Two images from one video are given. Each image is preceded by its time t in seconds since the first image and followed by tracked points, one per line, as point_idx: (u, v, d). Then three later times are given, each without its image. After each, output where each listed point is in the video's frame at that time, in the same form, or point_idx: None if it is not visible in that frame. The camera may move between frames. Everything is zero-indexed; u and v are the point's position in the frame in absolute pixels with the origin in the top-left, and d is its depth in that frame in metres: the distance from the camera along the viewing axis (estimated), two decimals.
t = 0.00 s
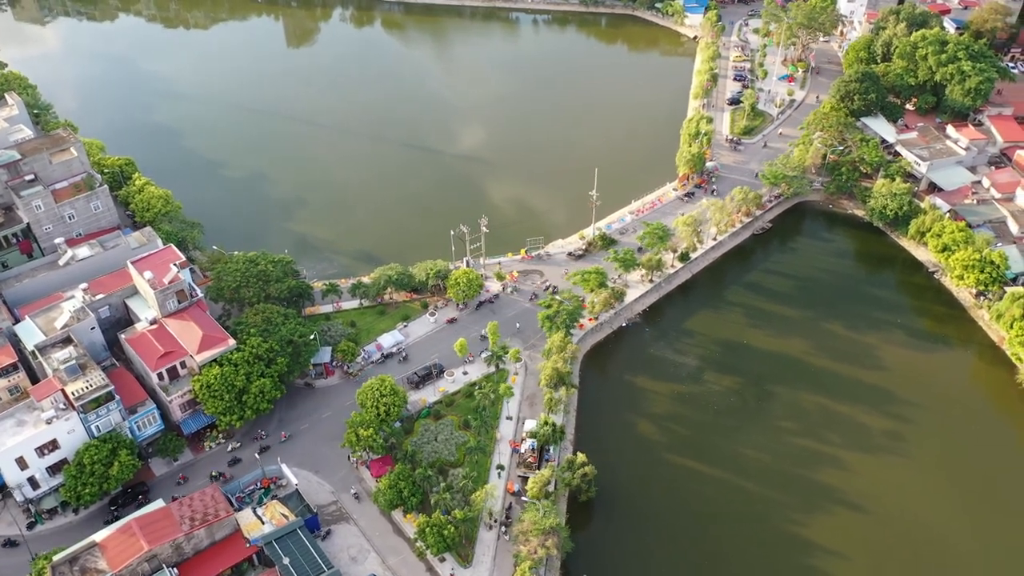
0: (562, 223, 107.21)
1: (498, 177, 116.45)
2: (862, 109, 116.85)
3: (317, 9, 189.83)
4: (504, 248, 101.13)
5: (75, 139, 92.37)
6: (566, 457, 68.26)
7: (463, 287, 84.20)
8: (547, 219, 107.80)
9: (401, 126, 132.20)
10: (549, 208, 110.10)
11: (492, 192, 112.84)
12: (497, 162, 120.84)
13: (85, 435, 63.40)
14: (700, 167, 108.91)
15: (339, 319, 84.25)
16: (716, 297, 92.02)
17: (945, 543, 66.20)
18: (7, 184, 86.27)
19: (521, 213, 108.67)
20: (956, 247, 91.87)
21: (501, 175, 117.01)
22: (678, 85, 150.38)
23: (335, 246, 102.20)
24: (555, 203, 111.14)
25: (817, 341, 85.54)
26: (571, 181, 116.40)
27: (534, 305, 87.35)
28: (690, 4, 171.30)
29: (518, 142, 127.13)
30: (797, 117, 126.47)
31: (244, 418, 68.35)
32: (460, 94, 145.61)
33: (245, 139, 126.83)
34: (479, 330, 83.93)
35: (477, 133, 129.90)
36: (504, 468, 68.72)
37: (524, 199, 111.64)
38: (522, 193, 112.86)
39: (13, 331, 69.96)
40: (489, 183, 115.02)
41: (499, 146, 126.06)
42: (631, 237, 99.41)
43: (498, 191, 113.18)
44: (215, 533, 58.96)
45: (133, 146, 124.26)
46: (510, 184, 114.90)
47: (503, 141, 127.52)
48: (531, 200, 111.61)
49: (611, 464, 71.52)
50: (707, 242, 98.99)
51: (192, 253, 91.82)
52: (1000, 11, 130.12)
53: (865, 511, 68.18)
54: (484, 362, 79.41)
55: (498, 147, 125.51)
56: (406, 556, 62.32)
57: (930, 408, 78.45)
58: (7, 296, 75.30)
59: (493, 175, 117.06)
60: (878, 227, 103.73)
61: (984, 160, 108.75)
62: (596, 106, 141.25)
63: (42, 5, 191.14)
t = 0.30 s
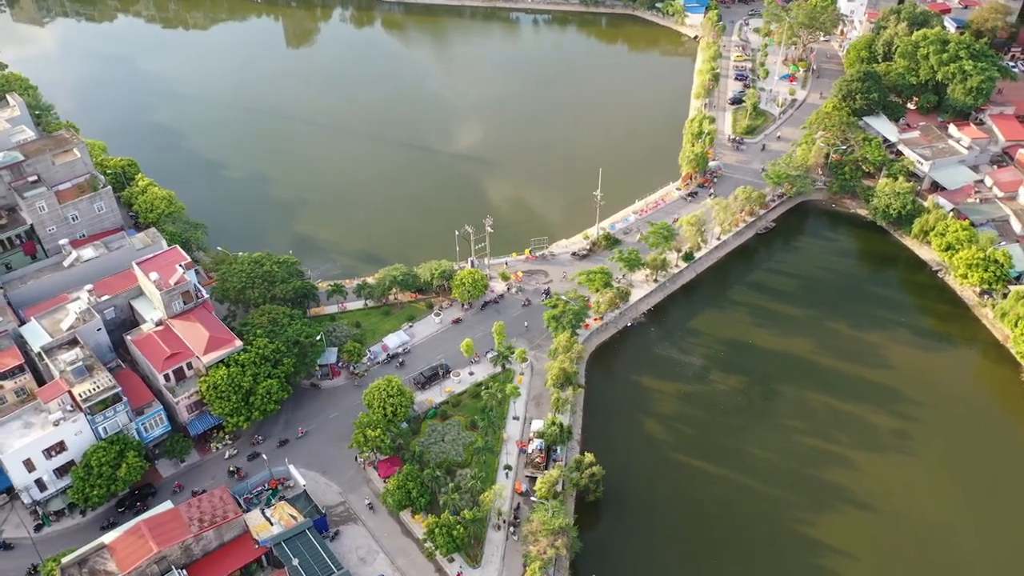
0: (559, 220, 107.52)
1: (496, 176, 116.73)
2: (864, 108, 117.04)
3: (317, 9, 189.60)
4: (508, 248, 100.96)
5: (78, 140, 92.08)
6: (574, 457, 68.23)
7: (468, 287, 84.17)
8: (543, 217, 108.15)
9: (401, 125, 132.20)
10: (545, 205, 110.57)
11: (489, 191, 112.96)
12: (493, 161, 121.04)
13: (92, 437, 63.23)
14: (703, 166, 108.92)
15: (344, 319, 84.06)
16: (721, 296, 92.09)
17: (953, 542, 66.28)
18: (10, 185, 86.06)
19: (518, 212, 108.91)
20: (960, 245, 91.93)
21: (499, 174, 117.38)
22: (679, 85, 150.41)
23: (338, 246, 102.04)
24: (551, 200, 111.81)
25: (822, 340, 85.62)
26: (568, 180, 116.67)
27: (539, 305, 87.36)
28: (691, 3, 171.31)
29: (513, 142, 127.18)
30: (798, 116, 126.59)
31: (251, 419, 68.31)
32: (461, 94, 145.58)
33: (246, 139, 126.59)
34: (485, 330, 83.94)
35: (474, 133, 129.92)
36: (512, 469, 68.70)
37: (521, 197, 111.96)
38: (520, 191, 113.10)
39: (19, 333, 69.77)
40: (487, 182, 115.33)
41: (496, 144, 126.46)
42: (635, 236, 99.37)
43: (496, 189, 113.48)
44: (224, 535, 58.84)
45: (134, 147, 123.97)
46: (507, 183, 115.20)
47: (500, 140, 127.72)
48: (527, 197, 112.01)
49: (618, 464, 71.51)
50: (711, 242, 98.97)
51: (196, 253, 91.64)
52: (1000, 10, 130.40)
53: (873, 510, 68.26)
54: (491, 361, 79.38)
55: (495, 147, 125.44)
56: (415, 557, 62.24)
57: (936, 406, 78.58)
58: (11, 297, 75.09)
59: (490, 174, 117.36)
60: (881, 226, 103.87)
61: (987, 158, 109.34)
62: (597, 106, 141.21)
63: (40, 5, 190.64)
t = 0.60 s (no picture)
0: (556, 219, 107.57)
1: (493, 175, 116.83)
2: (866, 107, 117.31)
3: (317, 10, 189.38)
4: (514, 248, 100.67)
5: (82, 141, 91.80)
6: (583, 457, 68.20)
7: (474, 287, 84.14)
8: (540, 215, 108.27)
9: (402, 125, 132.16)
10: (541, 204, 110.74)
11: (486, 191, 112.96)
12: (487, 161, 121.02)
13: (101, 439, 63.01)
14: (706, 166, 108.94)
15: (350, 320, 83.90)
16: (726, 296, 92.17)
17: (961, 538, 66.49)
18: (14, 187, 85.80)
19: (515, 211, 108.89)
20: (964, 244, 92.12)
21: (495, 172, 117.58)
22: (679, 85, 150.42)
23: (341, 246, 101.85)
24: (547, 199, 112.01)
25: (828, 339, 85.74)
26: (564, 179, 116.80)
27: (545, 305, 87.29)
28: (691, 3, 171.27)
29: (507, 142, 127.07)
30: (800, 115, 126.82)
31: (259, 421, 68.18)
32: (461, 94, 145.50)
33: (248, 140, 126.30)
34: (491, 330, 83.91)
35: (470, 133, 129.85)
36: (521, 469, 68.66)
37: (518, 196, 112.02)
38: (517, 191, 113.10)
39: (25, 335, 69.59)
40: (484, 181, 115.35)
41: (492, 143, 126.78)
42: (640, 236, 99.34)
43: (493, 189, 113.47)
44: (234, 537, 58.71)
45: (135, 148, 123.62)
46: (504, 181, 115.34)
47: (496, 140, 127.77)
48: (524, 196, 112.12)
49: (626, 463, 71.52)
50: (716, 241, 98.97)
51: (201, 255, 91.43)
52: (1001, 9, 130.76)
53: (881, 508, 68.34)
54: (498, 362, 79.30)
55: (491, 147, 125.25)
56: (426, 557, 62.15)
57: (942, 404, 78.76)
58: (17, 300, 74.76)
59: (487, 173, 117.43)
60: (884, 224, 104.02)
61: (989, 157, 109.47)
62: (598, 106, 141.19)
63: (38, 7, 190.03)
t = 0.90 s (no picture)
0: (545, 218, 107.53)
1: (480, 175, 116.74)
2: (861, 105, 118.11)
3: (309, 10, 188.57)
4: (515, 248, 100.61)
5: (79, 145, 91.20)
6: (589, 456, 68.23)
7: (476, 287, 84.07)
8: (530, 214, 108.21)
9: (397, 126, 132.00)
10: (530, 203, 110.66)
11: (473, 190, 112.89)
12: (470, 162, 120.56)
13: (106, 445, 62.57)
14: (704, 164, 109.27)
15: (352, 322, 83.62)
16: (727, 294, 92.45)
17: (966, 531, 66.94)
18: (11, 192, 85.03)
19: (503, 210, 108.77)
20: (962, 240, 92.75)
21: (482, 172, 117.63)
22: (674, 84, 150.86)
23: (340, 248, 101.52)
24: (536, 198, 111.83)
25: (829, 335, 86.11)
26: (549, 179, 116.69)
27: (548, 305, 87.28)
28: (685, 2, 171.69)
29: (490, 142, 126.78)
30: (796, 113, 127.40)
31: (264, 424, 67.97)
32: (456, 94, 145.47)
33: (243, 142, 125.70)
34: (494, 331, 83.90)
35: (457, 133, 129.70)
36: (528, 469, 68.66)
37: (506, 195, 111.98)
38: (505, 191, 112.92)
39: (26, 341, 68.94)
40: (472, 181, 115.23)
41: (479, 142, 126.78)
42: (640, 235, 99.47)
43: (481, 191, 112.97)
44: (243, 541, 58.47)
45: (130, 151, 122.82)
46: (491, 181, 115.35)
47: (484, 140, 127.55)
48: (511, 196, 111.98)
49: (632, 461, 71.60)
50: (715, 239, 99.25)
51: (200, 258, 90.98)
52: (992, 7, 131.99)
53: (885, 502, 68.68)
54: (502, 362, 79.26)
55: (477, 148, 124.70)
56: (435, 559, 62.06)
57: (943, 398, 79.24)
58: (17, 305, 74.03)
59: (474, 173, 117.30)
60: (882, 221, 104.56)
61: (984, 153, 110.44)
62: (593, 105, 141.48)
63: (26, 9, 188.52)
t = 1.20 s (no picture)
0: (516, 220, 106.90)
1: (447, 177, 116.28)
2: (837, 99, 119.84)
3: (282, 13, 187.10)
4: (501, 249, 100.58)
5: (55, 154, 89.69)
6: (585, 454, 68.43)
7: (464, 289, 83.97)
8: (500, 215, 107.76)
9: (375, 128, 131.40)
10: (502, 204, 110.26)
11: (443, 191, 112.69)
12: (436, 163, 120.18)
13: (96, 458, 61.57)
14: (685, 161, 110.13)
15: (341, 327, 83.03)
16: (713, 289, 93.22)
17: (956, 515, 68.11)
18: None
19: (473, 211, 108.64)
20: (940, 229, 94.28)
21: (449, 173, 117.45)
22: (651, 82, 151.79)
23: (325, 253, 100.79)
24: (508, 200, 111.21)
25: (814, 327, 87.18)
26: (512, 179, 116.41)
27: (536, 305, 87.43)
28: None
29: (461, 144, 126.30)
30: (773, 109, 128.86)
31: (257, 432, 67.41)
32: (434, 95, 145.19)
33: (221, 147, 124.32)
34: (484, 331, 83.85)
35: (426, 132, 129.81)
36: (524, 469, 68.71)
37: (476, 196, 111.70)
38: (474, 191, 112.74)
39: (10, 355, 67.22)
40: (442, 183, 114.76)
41: (448, 144, 126.28)
42: (624, 233, 99.82)
43: (451, 191, 112.82)
44: (240, 551, 57.80)
45: (105, 159, 120.94)
46: (462, 182, 114.96)
47: (453, 142, 126.92)
48: (481, 196, 111.82)
49: (627, 458, 71.94)
50: (699, 235, 100.03)
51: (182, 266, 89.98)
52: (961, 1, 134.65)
53: (877, 490, 69.69)
54: (493, 363, 79.21)
55: (444, 151, 123.90)
56: (435, 562, 61.91)
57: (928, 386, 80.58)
58: None
59: (442, 175, 116.90)
60: (861, 213, 106.03)
61: (957, 144, 112.22)
62: (571, 104, 141.97)
63: None
